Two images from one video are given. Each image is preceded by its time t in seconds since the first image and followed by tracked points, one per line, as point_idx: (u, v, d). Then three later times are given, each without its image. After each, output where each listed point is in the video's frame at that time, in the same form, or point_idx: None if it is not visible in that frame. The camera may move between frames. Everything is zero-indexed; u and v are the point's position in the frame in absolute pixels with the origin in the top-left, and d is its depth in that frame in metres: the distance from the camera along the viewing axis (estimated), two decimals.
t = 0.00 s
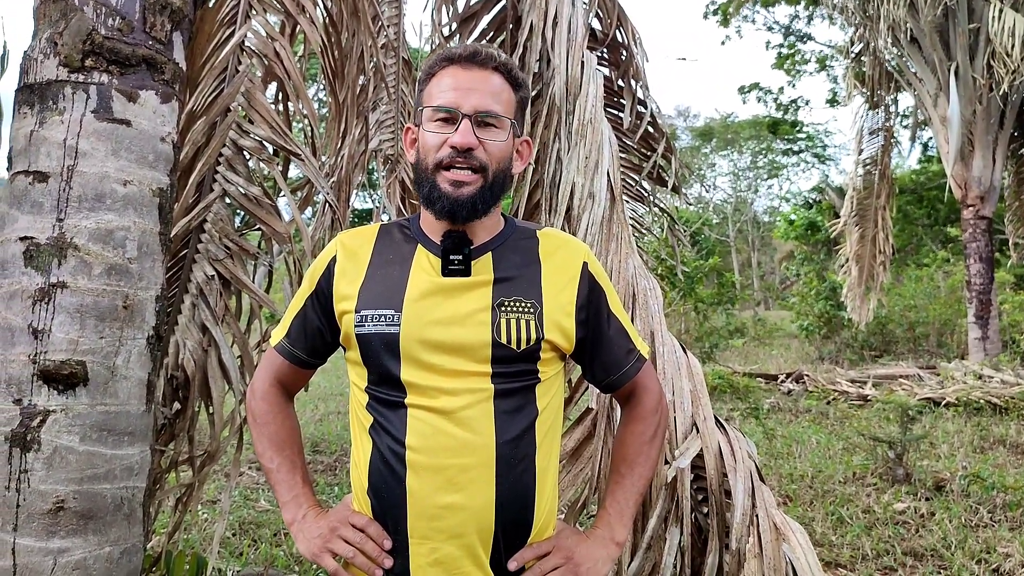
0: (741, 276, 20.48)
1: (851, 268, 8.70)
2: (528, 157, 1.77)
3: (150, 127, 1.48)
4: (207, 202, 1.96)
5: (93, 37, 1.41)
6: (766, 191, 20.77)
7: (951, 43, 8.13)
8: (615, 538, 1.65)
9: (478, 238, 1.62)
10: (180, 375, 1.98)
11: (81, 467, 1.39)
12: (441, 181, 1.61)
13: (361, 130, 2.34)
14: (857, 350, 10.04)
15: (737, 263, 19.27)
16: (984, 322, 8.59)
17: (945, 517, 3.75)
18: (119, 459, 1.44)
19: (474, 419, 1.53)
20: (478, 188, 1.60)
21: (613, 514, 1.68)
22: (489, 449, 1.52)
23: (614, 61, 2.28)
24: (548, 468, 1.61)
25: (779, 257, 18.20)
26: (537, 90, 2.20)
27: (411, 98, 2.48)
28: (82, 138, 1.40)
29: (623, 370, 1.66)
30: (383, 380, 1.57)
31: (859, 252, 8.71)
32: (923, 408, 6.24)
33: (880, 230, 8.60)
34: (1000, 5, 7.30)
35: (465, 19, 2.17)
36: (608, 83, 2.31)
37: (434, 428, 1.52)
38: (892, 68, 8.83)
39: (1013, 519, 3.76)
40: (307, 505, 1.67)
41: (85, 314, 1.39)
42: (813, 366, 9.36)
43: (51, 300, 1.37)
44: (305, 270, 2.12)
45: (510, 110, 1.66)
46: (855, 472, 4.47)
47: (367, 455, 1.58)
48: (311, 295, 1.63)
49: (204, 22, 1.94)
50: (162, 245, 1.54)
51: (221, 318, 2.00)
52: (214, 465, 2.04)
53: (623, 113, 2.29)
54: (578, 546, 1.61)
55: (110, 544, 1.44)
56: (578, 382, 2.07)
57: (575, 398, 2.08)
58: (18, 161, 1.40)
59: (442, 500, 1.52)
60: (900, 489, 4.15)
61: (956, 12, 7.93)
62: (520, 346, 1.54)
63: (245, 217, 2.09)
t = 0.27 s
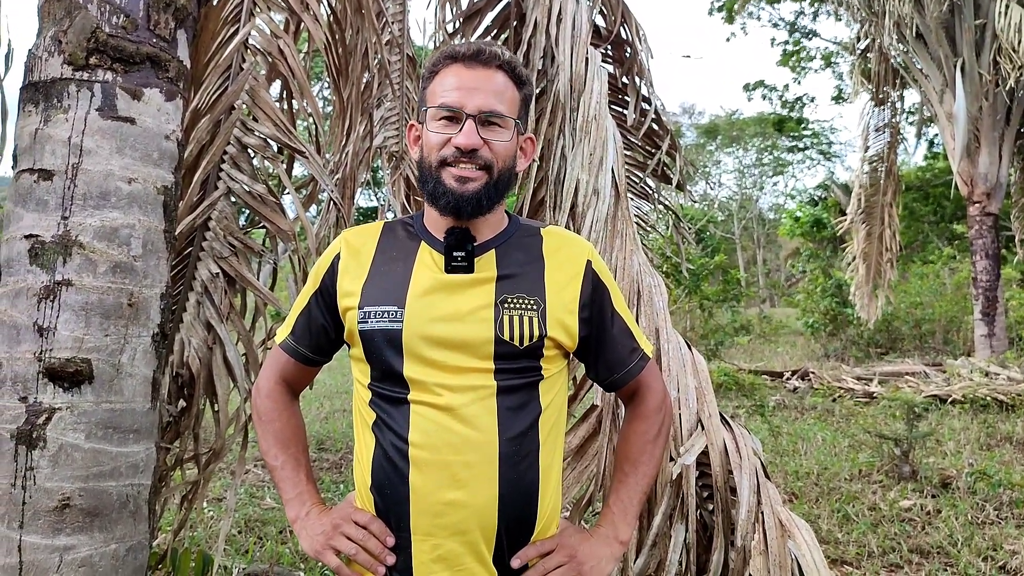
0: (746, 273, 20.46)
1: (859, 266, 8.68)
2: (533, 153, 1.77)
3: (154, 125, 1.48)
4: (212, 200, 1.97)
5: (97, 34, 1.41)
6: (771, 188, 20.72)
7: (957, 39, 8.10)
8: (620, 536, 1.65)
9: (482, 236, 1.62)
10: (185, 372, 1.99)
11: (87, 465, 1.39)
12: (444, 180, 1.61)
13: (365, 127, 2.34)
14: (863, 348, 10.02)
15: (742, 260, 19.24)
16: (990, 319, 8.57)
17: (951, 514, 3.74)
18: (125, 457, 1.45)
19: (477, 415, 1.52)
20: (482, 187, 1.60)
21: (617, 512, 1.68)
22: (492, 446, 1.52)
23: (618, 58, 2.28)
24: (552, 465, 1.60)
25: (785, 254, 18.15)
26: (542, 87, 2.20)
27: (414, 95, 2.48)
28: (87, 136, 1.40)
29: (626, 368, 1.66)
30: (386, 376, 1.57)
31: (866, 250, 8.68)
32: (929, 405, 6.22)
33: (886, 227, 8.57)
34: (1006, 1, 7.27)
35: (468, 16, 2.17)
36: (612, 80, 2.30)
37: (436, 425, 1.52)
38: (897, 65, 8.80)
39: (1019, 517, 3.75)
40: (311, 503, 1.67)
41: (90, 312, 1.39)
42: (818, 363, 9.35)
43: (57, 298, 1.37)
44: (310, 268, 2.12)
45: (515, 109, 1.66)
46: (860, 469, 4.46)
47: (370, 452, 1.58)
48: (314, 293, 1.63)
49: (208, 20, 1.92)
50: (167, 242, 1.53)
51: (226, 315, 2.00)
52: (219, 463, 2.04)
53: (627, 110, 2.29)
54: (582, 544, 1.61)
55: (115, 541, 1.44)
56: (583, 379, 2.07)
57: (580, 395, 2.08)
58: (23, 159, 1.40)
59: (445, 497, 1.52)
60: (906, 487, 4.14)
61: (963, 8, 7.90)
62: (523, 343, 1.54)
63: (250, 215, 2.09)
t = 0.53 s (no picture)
0: (753, 271, 20.42)
1: (868, 264, 8.67)
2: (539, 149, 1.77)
3: (161, 124, 1.48)
4: (218, 199, 1.97)
5: (104, 34, 1.41)
6: (778, 186, 20.66)
7: (965, 36, 8.06)
8: (626, 535, 1.65)
9: (488, 234, 1.62)
10: (193, 370, 1.99)
11: (95, 463, 1.39)
12: (448, 178, 1.61)
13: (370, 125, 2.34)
14: (870, 345, 10.00)
15: (749, 258, 19.21)
16: (998, 316, 8.54)
17: (959, 512, 3.73)
18: (133, 455, 1.45)
19: (484, 414, 1.52)
20: (485, 184, 1.60)
21: (624, 510, 1.68)
22: (498, 444, 1.52)
23: (624, 56, 2.28)
24: (558, 463, 1.60)
25: (791, 252, 18.11)
26: (548, 85, 2.20)
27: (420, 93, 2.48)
28: (94, 136, 1.40)
29: (633, 368, 1.66)
30: (393, 375, 1.57)
31: (874, 247, 8.65)
32: (937, 403, 6.20)
33: (895, 224, 8.54)
34: None
35: (474, 14, 2.17)
36: (618, 77, 2.30)
37: (442, 423, 1.52)
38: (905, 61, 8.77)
39: None
40: (317, 501, 1.67)
41: (98, 311, 1.39)
42: (825, 361, 9.32)
43: (65, 297, 1.37)
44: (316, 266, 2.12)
45: (518, 105, 1.66)
46: (868, 466, 4.45)
47: (376, 451, 1.58)
48: (321, 292, 1.64)
49: (214, 19, 1.95)
50: (174, 241, 1.54)
51: (233, 314, 2.01)
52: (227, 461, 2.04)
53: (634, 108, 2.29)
54: (589, 543, 1.60)
55: (124, 539, 1.45)
56: (590, 377, 2.07)
57: (586, 392, 2.07)
58: (31, 159, 1.41)
59: (451, 495, 1.52)
60: (914, 484, 4.13)
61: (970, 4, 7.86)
62: (529, 342, 1.54)
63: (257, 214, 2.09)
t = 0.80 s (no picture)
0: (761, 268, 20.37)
1: (878, 262, 8.64)
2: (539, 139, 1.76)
3: (170, 124, 1.49)
4: (227, 198, 1.97)
5: (113, 35, 1.42)
6: (786, 183, 20.60)
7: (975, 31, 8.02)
8: (636, 534, 1.65)
9: (496, 234, 1.62)
10: (202, 370, 2.00)
11: (107, 462, 1.40)
12: (447, 179, 1.61)
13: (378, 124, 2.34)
14: (879, 343, 9.97)
15: (757, 255, 19.17)
16: (1009, 313, 8.50)
17: (970, 510, 3.71)
18: (144, 454, 1.45)
19: (494, 413, 1.52)
20: (484, 180, 1.59)
21: (634, 510, 1.68)
22: (508, 444, 1.52)
23: (632, 53, 2.27)
24: (568, 463, 1.60)
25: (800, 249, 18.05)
26: (555, 83, 2.21)
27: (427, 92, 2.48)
28: (104, 136, 1.41)
29: (643, 368, 1.66)
30: (403, 375, 1.57)
31: (884, 245, 8.62)
32: (947, 401, 6.17)
33: (906, 222, 8.50)
34: None
35: (482, 12, 2.17)
36: (626, 75, 2.30)
37: (453, 423, 1.52)
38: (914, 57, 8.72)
39: None
40: (327, 501, 1.67)
41: (108, 311, 1.40)
42: (834, 359, 9.30)
43: (75, 297, 1.38)
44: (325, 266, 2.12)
45: (510, 98, 1.65)
46: (877, 465, 4.44)
47: (386, 450, 1.59)
48: (331, 293, 1.64)
49: (223, 20, 1.94)
50: (183, 241, 1.54)
51: (242, 313, 2.01)
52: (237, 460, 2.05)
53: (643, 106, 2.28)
54: (599, 542, 1.60)
55: (135, 538, 1.45)
56: (598, 375, 2.07)
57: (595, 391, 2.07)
58: (41, 160, 1.42)
59: (461, 495, 1.52)
60: (924, 483, 4.12)
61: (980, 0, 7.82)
62: (539, 341, 1.54)
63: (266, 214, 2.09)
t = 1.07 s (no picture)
0: (767, 265, 20.34)
1: (886, 259, 8.62)
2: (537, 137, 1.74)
3: (176, 123, 1.49)
4: (232, 196, 1.98)
5: (118, 34, 1.42)
6: (792, 180, 20.54)
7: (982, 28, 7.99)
8: (643, 533, 1.64)
9: (498, 230, 1.62)
10: (207, 369, 2.00)
11: (113, 461, 1.40)
12: (443, 175, 1.61)
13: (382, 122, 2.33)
14: (886, 340, 9.94)
15: (762, 253, 19.14)
16: (1016, 311, 8.47)
17: (978, 508, 3.70)
18: (149, 453, 1.45)
19: (500, 411, 1.52)
20: (481, 175, 1.59)
21: (641, 508, 1.67)
22: (514, 443, 1.51)
23: (639, 50, 2.27)
24: (574, 462, 1.60)
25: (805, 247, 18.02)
26: (561, 80, 2.21)
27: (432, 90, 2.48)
28: (109, 135, 1.40)
29: (649, 363, 1.65)
30: (409, 375, 1.57)
31: (891, 242, 8.59)
32: (954, 398, 6.15)
33: (913, 219, 8.47)
34: None
35: (487, 9, 2.17)
36: (633, 72, 2.29)
37: (458, 421, 1.52)
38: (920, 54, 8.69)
39: None
40: (334, 501, 1.67)
41: (115, 309, 1.39)
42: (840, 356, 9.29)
43: (81, 296, 1.37)
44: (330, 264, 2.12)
45: (505, 92, 1.64)
46: (885, 462, 4.43)
47: (392, 450, 1.58)
48: (335, 293, 1.64)
49: (228, 18, 1.92)
50: (189, 240, 1.54)
51: (248, 312, 2.01)
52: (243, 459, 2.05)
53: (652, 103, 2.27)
54: (606, 541, 1.60)
55: (142, 537, 1.45)
56: (605, 374, 2.06)
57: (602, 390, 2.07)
58: (47, 159, 1.41)
59: (467, 494, 1.51)
60: (932, 481, 4.11)
61: None
62: (545, 339, 1.53)
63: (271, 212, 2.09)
